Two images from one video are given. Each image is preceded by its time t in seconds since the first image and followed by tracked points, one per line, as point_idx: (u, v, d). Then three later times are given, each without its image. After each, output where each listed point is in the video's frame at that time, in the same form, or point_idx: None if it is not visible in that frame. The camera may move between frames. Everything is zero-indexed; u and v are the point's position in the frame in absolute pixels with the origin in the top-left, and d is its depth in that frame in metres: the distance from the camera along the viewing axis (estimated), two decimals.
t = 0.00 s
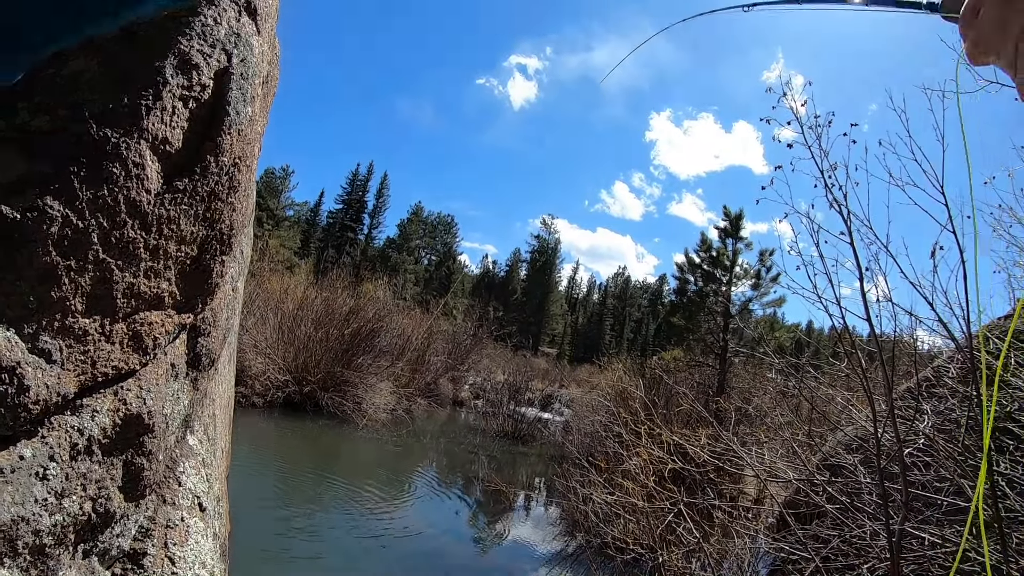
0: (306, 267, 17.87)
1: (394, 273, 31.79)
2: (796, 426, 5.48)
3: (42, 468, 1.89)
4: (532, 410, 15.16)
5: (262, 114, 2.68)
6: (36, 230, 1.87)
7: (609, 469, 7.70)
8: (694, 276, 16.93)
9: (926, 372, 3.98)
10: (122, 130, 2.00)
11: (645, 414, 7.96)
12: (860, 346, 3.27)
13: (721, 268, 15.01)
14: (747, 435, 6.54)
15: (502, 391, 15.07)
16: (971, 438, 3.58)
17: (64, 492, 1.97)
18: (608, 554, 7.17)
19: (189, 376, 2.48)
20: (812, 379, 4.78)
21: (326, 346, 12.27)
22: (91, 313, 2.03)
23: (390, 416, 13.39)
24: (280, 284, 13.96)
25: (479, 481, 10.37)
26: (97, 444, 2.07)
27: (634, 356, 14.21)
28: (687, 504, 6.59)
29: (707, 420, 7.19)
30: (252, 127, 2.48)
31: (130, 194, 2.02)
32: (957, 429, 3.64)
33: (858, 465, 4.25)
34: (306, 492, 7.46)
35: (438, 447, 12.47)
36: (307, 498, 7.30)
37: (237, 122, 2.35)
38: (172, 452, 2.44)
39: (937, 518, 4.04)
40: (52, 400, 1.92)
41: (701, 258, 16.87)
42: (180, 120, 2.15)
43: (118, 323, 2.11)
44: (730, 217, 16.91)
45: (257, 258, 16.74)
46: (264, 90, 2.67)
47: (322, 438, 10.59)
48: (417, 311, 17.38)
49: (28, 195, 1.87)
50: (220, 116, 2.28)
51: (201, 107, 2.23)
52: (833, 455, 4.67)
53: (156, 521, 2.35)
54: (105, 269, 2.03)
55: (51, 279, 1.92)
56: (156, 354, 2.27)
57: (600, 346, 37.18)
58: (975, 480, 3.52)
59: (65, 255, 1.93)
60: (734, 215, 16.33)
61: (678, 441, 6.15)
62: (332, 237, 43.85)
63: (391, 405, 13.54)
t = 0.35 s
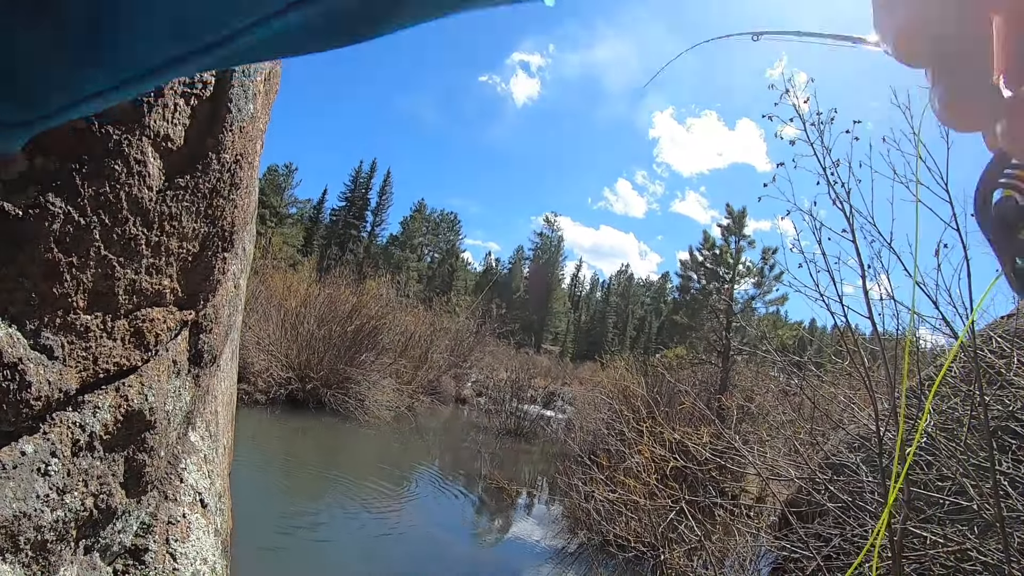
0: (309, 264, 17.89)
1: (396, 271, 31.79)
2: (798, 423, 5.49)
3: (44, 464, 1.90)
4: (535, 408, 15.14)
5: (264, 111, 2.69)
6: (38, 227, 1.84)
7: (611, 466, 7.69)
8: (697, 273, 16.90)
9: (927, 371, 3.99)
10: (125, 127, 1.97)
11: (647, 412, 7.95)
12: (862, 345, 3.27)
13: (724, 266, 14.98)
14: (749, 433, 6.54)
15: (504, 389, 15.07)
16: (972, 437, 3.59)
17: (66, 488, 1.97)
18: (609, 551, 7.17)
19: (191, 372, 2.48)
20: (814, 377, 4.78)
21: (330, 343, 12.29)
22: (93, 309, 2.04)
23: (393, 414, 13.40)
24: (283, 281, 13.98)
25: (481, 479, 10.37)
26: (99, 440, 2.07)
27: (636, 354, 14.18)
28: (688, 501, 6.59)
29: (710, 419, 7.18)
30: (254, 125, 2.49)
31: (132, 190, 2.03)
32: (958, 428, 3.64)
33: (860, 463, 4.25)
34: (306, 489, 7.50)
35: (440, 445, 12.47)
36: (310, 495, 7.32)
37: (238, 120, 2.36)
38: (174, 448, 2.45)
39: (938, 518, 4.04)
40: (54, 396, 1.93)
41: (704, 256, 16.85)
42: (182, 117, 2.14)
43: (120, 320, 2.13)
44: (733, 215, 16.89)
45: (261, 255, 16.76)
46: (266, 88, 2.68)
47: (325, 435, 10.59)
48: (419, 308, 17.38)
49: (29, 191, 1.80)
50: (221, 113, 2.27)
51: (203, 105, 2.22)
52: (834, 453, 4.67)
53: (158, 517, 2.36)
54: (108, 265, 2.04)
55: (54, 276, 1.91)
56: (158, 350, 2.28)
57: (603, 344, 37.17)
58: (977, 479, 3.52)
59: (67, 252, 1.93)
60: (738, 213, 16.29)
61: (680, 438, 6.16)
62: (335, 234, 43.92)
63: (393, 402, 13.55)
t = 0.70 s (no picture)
0: (310, 268, 17.89)
1: (397, 274, 31.80)
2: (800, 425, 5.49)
3: (47, 470, 1.89)
4: (536, 411, 15.13)
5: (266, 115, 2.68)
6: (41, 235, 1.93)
7: (613, 469, 7.69)
8: (698, 275, 16.90)
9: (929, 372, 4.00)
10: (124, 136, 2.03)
11: (649, 414, 7.95)
12: (863, 347, 3.27)
13: (724, 268, 15.00)
14: (751, 435, 6.54)
15: (505, 392, 15.07)
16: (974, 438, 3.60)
17: (70, 494, 1.97)
18: (611, 554, 7.16)
19: (193, 378, 2.45)
20: (816, 379, 4.79)
21: (331, 347, 12.27)
22: (96, 315, 2.06)
23: (394, 417, 13.39)
24: (284, 285, 13.98)
25: (483, 482, 10.36)
26: (103, 446, 2.07)
27: (637, 356, 14.17)
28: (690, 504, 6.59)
29: (711, 421, 7.18)
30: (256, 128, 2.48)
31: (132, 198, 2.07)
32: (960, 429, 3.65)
33: (861, 465, 4.26)
34: (307, 491, 7.53)
35: (442, 448, 12.46)
36: (313, 499, 7.31)
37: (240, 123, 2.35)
38: (177, 453, 2.45)
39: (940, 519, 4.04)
40: (57, 403, 1.94)
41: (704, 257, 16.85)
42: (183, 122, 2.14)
43: (122, 327, 2.13)
44: (734, 217, 16.88)
45: (262, 259, 16.78)
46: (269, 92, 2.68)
47: (327, 439, 10.58)
48: (420, 311, 17.38)
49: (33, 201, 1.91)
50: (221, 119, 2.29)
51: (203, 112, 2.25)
52: (836, 455, 4.68)
53: (161, 522, 2.36)
54: (110, 272, 2.06)
55: (56, 282, 1.96)
56: (161, 356, 2.27)
57: (604, 346, 37.13)
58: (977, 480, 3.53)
59: (70, 259, 1.98)
60: (739, 214, 16.30)
61: (682, 441, 6.16)
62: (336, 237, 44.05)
63: (394, 406, 13.55)
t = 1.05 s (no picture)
0: (310, 273, 17.91)
1: (397, 279, 31.82)
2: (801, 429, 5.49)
3: (49, 476, 1.89)
4: (537, 415, 15.11)
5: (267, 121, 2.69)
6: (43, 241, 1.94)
7: (614, 473, 7.69)
8: (698, 279, 16.92)
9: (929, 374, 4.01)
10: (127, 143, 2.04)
11: (650, 419, 7.94)
12: (864, 350, 3.27)
13: (724, 272, 15.02)
14: (753, 439, 6.54)
15: (506, 396, 15.06)
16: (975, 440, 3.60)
17: (71, 500, 1.96)
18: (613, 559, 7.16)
19: (195, 384, 2.45)
20: (816, 382, 4.79)
21: (331, 352, 12.26)
22: (97, 322, 2.06)
23: (395, 422, 13.38)
24: (284, 291, 14.00)
25: (484, 487, 10.36)
26: (104, 453, 2.07)
27: (638, 360, 14.18)
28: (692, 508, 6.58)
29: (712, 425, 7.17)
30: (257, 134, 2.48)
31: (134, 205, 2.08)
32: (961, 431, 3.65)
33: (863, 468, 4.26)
34: (307, 496, 7.55)
35: (443, 453, 12.45)
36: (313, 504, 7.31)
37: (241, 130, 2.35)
38: (178, 459, 2.44)
39: (942, 522, 4.03)
40: (59, 409, 1.94)
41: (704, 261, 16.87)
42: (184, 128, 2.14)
43: (124, 333, 2.13)
44: (734, 221, 16.91)
45: (263, 265, 16.81)
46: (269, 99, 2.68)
47: (328, 444, 10.58)
48: (421, 316, 17.39)
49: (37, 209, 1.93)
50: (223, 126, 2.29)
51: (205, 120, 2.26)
52: (837, 458, 4.67)
53: (162, 528, 2.35)
54: (111, 279, 2.07)
55: (57, 289, 1.96)
56: (162, 362, 2.27)
57: (604, 349, 37.12)
58: (979, 481, 3.53)
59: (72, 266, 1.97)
60: (738, 218, 16.32)
61: (683, 445, 6.16)
62: (336, 242, 44.08)
63: (395, 411, 13.55)
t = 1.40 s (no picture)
0: (308, 275, 17.87)
1: (396, 280, 31.77)
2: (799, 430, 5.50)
3: (48, 478, 1.89)
4: (536, 416, 15.10)
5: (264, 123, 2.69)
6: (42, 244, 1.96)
7: (613, 474, 7.69)
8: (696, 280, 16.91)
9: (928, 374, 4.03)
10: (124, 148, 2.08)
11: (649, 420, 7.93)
12: (862, 351, 3.28)
13: (723, 273, 15.02)
14: (751, 440, 6.54)
15: (504, 397, 15.04)
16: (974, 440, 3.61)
17: (70, 502, 1.96)
18: (612, 560, 7.15)
19: (193, 386, 2.45)
20: (815, 383, 4.79)
21: (329, 354, 12.25)
22: (95, 323, 2.08)
23: (393, 424, 13.37)
24: (282, 292, 13.96)
25: (482, 488, 10.34)
26: (103, 454, 2.07)
27: (636, 361, 14.17)
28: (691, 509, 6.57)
29: (711, 426, 7.16)
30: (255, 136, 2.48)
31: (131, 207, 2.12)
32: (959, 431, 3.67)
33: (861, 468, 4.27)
34: (306, 497, 7.55)
35: (441, 454, 12.44)
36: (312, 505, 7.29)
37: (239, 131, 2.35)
38: (177, 461, 2.45)
39: (941, 522, 4.03)
40: (57, 410, 1.94)
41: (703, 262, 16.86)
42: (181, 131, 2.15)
43: (122, 334, 2.15)
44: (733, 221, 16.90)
45: (261, 267, 16.77)
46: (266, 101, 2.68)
47: (326, 446, 10.57)
48: (419, 318, 17.36)
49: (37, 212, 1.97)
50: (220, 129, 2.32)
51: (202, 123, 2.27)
52: (836, 458, 4.68)
53: (161, 530, 2.34)
54: (109, 281, 2.11)
55: (56, 291, 1.98)
56: (160, 364, 2.27)
57: (603, 350, 37.11)
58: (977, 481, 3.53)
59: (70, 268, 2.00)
60: (737, 219, 16.32)
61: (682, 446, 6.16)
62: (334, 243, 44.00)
63: (394, 412, 13.54)
